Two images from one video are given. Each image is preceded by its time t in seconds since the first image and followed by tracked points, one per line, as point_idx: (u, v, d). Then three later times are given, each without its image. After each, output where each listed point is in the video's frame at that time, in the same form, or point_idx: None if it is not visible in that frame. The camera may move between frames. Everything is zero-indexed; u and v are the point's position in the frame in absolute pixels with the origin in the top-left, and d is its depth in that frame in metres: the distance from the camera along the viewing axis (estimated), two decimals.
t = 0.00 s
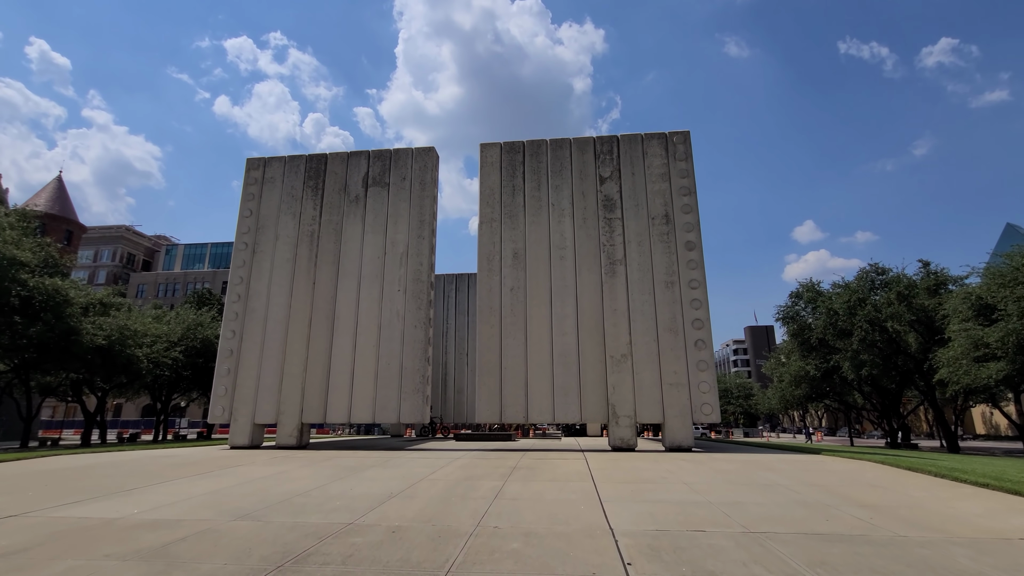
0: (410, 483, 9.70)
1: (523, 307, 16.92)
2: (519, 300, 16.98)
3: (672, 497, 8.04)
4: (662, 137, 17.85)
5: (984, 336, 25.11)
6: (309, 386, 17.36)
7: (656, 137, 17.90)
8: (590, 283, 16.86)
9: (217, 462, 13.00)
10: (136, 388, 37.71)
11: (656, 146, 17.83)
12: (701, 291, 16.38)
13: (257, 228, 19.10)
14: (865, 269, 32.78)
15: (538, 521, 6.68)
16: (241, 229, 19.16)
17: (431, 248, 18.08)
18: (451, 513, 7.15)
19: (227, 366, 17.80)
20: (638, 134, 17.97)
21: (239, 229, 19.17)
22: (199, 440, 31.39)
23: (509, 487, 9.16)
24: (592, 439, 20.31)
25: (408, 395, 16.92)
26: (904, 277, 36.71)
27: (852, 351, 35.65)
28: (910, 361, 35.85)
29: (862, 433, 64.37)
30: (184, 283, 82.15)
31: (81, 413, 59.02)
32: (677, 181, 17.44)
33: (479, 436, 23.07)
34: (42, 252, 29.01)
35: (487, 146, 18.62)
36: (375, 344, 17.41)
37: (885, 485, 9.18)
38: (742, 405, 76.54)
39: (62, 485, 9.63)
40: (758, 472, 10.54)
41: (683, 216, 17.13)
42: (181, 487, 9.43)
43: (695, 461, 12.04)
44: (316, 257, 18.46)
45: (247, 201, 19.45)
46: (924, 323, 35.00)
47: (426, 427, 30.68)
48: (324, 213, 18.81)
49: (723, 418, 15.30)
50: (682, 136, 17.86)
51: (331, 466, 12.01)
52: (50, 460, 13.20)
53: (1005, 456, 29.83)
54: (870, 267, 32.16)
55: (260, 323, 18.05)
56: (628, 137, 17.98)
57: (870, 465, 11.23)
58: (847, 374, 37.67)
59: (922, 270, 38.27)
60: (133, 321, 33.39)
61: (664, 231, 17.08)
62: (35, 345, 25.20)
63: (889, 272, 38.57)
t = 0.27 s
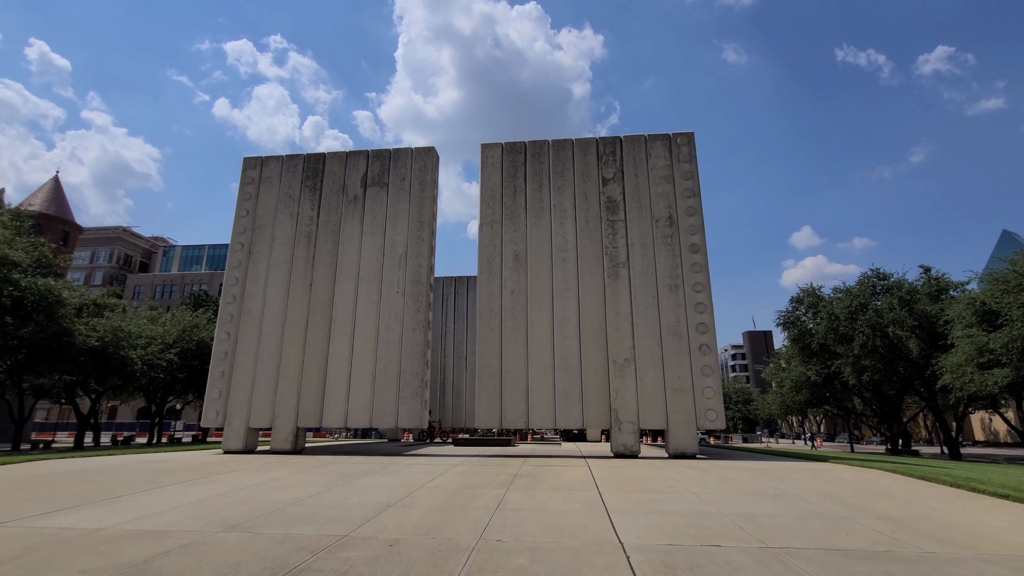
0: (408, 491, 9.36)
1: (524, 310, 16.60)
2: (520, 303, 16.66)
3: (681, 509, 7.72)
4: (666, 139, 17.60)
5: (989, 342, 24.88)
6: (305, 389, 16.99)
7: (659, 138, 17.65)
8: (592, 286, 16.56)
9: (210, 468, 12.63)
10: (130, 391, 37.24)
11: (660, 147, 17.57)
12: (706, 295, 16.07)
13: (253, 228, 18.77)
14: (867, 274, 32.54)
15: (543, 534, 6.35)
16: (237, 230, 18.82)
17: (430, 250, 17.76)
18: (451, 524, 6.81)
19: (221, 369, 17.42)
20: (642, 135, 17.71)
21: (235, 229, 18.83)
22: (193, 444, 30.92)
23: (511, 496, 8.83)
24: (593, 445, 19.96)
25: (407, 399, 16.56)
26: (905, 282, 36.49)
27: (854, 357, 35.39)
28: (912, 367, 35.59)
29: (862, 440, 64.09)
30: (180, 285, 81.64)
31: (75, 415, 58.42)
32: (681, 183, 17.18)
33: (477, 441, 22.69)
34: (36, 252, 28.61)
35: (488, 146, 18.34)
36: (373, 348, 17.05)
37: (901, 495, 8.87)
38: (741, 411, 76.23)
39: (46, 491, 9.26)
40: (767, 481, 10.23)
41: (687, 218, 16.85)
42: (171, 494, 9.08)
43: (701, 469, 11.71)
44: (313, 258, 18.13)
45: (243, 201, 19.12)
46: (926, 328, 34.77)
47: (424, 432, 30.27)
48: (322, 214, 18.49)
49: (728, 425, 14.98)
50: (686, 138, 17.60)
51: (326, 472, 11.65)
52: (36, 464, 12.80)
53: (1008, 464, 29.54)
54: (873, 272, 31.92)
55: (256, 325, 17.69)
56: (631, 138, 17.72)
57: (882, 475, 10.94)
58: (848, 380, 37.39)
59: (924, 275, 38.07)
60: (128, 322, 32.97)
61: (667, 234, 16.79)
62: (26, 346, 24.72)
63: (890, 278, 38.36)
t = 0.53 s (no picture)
0: (411, 496, 9.02)
1: (527, 311, 16.28)
2: (523, 303, 16.35)
3: (697, 515, 7.39)
4: (671, 137, 17.34)
5: (995, 345, 24.65)
6: (303, 391, 16.63)
7: (664, 136, 17.39)
8: (597, 286, 16.26)
9: (205, 471, 12.28)
10: (126, 393, 36.76)
11: (665, 146, 17.32)
12: (712, 296, 15.78)
13: (251, 227, 18.44)
14: (870, 277, 32.32)
15: (556, 542, 6.02)
16: (234, 228, 18.48)
17: (431, 249, 17.44)
18: (458, 532, 6.48)
19: (217, 370, 17.04)
20: (647, 133, 17.45)
21: (232, 228, 18.50)
22: (188, 448, 30.46)
23: (519, 502, 8.50)
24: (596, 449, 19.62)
25: (407, 402, 16.22)
26: (908, 285, 36.29)
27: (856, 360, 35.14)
28: (915, 370, 35.34)
29: (862, 443, 63.84)
30: (178, 287, 81.14)
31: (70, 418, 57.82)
32: (687, 182, 16.91)
33: (478, 444, 22.33)
34: (31, 252, 28.22)
35: (491, 144, 18.06)
36: (372, 349, 16.71)
37: (922, 501, 8.56)
38: (741, 415, 75.94)
39: (33, 496, 8.88)
40: (781, 486, 9.92)
41: (693, 218, 16.57)
42: (163, 499, 8.72)
43: (711, 474, 11.39)
44: (312, 257, 17.80)
45: (241, 200, 18.80)
46: (929, 331, 34.54)
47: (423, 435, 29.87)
48: (321, 212, 18.18)
49: (736, 428, 14.67)
50: (692, 136, 17.34)
51: (325, 477, 11.28)
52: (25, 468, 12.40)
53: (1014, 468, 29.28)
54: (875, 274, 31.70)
55: (253, 326, 17.34)
56: (636, 137, 17.46)
57: (897, 479, 10.64)
58: (851, 384, 37.12)
59: (926, 278, 37.88)
60: (124, 324, 32.53)
61: (673, 233, 16.50)
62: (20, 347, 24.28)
63: (892, 280, 38.15)
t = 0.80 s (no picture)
0: (413, 504, 8.69)
1: (529, 311, 15.98)
2: (525, 304, 16.05)
3: (712, 525, 7.10)
4: (674, 135, 17.07)
5: (999, 346, 24.47)
6: (300, 394, 16.26)
7: (668, 134, 17.11)
8: (600, 286, 15.97)
9: (199, 477, 11.92)
10: (120, 396, 36.26)
11: (668, 144, 17.04)
12: (717, 297, 15.50)
13: (247, 226, 18.08)
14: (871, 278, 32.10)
15: (568, 555, 5.72)
16: (230, 228, 18.13)
17: (431, 249, 17.12)
18: (464, 544, 6.17)
19: (212, 373, 16.67)
20: (650, 132, 17.18)
21: (228, 228, 18.14)
22: (184, 452, 30.02)
23: (525, 510, 8.19)
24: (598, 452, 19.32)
25: (407, 405, 15.87)
26: (909, 286, 36.12)
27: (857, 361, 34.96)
28: (916, 372, 35.15)
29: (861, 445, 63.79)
30: (173, 289, 80.52)
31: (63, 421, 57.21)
32: (691, 181, 16.64)
33: (478, 448, 21.99)
34: (23, 252, 27.75)
35: (491, 143, 17.76)
36: (371, 351, 16.37)
37: (941, 508, 8.31)
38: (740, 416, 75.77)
39: (18, 505, 8.52)
40: (794, 492, 9.63)
41: (697, 217, 16.30)
42: (154, 508, 8.37)
43: (720, 479, 11.10)
44: (309, 258, 17.46)
45: (237, 199, 18.43)
46: (931, 333, 34.24)
47: (422, 438, 29.52)
48: (319, 212, 17.84)
49: (743, 432, 14.38)
50: (696, 134, 17.06)
51: (323, 483, 10.94)
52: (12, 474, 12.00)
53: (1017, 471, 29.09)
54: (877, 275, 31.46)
55: (249, 328, 16.97)
56: (639, 135, 17.18)
57: (911, 484, 10.38)
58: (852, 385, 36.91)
59: (926, 279, 37.74)
60: (117, 326, 32.05)
61: (677, 233, 16.23)
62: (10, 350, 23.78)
63: (893, 281, 37.98)
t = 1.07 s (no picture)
0: (414, 505, 8.34)
1: (529, 307, 15.65)
2: (525, 299, 15.72)
3: (729, 523, 6.81)
4: (675, 126, 16.77)
5: (1000, 339, 24.40)
6: (295, 394, 15.87)
7: (669, 126, 16.81)
8: (601, 281, 15.66)
9: (191, 479, 11.52)
10: (111, 399, 35.64)
11: (669, 136, 16.74)
12: (721, 290, 15.22)
13: (239, 222, 17.65)
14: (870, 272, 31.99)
15: (582, 557, 5.41)
16: (221, 224, 17.69)
17: (428, 244, 16.74)
18: (470, 547, 5.84)
19: (204, 373, 16.24)
20: (650, 123, 16.88)
21: (219, 224, 17.70)
22: (176, 454, 29.49)
23: (531, 509, 7.86)
24: (599, 450, 19.03)
25: (405, 403, 15.51)
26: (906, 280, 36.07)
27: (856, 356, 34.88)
28: (915, 366, 35.10)
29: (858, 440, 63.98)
30: (166, 291, 79.66)
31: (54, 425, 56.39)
32: (693, 173, 16.36)
33: (477, 447, 21.64)
34: (9, 252, 27.13)
35: (489, 135, 17.41)
36: (368, 349, 15.99)
37: (960, 503, 8.06)
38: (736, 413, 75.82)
39: None
40: (807, 488, 9.36)
41: (699, 209, 16.01)
42: (143, 512, 7.98)
43: (729, 475, 10.82)
44: (304, 254, 17.06)
45: (228, 194, 17.99)
46: (930, 327, 34.23)
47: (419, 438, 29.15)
48: (313, 207, 17.44)
49: (749, 427, 14.12)
50: (697, 125, 16.77)
51: (319, 484, 10.58)
52: None
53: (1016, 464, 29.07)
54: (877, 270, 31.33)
55: (242, 326, 16.56)
56: (639, 126, 16.88)
57: (925, 479, 10.12)
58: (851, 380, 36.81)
59: (924, 273, 37.70)
60: (108, 327, 31.45)
61: (679, 225, 15.94)
62: None
63: (891, 276, 37.92)
